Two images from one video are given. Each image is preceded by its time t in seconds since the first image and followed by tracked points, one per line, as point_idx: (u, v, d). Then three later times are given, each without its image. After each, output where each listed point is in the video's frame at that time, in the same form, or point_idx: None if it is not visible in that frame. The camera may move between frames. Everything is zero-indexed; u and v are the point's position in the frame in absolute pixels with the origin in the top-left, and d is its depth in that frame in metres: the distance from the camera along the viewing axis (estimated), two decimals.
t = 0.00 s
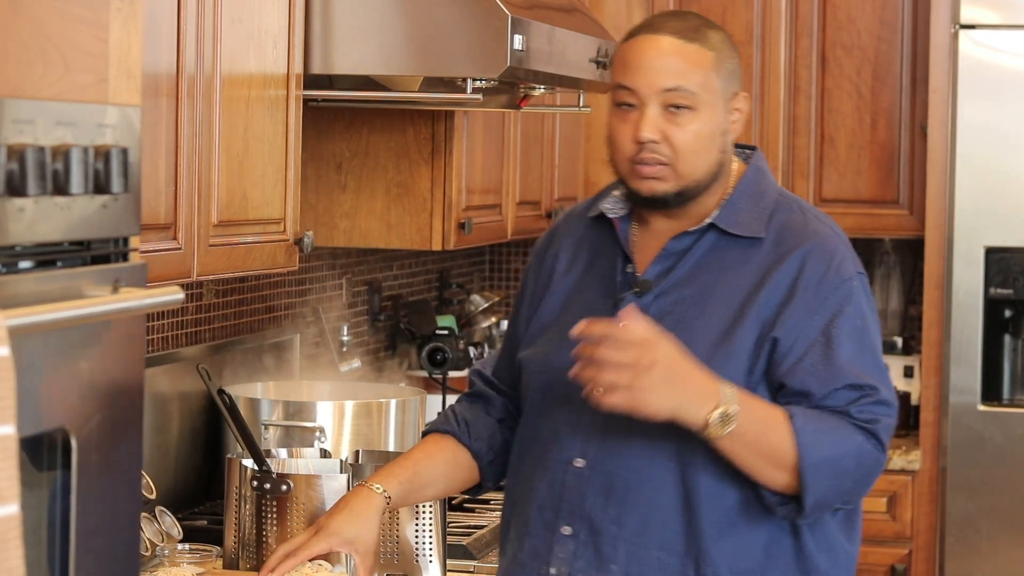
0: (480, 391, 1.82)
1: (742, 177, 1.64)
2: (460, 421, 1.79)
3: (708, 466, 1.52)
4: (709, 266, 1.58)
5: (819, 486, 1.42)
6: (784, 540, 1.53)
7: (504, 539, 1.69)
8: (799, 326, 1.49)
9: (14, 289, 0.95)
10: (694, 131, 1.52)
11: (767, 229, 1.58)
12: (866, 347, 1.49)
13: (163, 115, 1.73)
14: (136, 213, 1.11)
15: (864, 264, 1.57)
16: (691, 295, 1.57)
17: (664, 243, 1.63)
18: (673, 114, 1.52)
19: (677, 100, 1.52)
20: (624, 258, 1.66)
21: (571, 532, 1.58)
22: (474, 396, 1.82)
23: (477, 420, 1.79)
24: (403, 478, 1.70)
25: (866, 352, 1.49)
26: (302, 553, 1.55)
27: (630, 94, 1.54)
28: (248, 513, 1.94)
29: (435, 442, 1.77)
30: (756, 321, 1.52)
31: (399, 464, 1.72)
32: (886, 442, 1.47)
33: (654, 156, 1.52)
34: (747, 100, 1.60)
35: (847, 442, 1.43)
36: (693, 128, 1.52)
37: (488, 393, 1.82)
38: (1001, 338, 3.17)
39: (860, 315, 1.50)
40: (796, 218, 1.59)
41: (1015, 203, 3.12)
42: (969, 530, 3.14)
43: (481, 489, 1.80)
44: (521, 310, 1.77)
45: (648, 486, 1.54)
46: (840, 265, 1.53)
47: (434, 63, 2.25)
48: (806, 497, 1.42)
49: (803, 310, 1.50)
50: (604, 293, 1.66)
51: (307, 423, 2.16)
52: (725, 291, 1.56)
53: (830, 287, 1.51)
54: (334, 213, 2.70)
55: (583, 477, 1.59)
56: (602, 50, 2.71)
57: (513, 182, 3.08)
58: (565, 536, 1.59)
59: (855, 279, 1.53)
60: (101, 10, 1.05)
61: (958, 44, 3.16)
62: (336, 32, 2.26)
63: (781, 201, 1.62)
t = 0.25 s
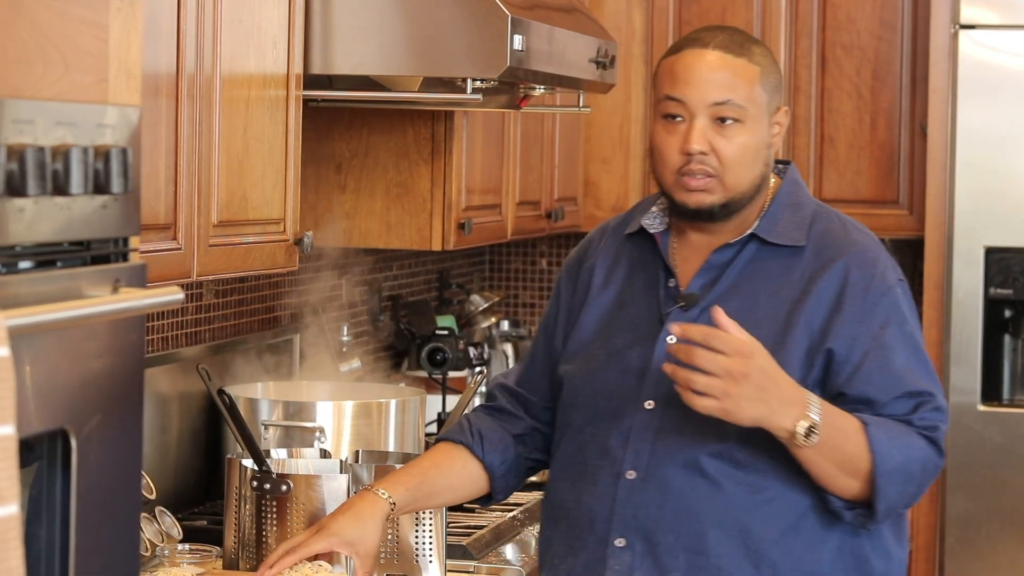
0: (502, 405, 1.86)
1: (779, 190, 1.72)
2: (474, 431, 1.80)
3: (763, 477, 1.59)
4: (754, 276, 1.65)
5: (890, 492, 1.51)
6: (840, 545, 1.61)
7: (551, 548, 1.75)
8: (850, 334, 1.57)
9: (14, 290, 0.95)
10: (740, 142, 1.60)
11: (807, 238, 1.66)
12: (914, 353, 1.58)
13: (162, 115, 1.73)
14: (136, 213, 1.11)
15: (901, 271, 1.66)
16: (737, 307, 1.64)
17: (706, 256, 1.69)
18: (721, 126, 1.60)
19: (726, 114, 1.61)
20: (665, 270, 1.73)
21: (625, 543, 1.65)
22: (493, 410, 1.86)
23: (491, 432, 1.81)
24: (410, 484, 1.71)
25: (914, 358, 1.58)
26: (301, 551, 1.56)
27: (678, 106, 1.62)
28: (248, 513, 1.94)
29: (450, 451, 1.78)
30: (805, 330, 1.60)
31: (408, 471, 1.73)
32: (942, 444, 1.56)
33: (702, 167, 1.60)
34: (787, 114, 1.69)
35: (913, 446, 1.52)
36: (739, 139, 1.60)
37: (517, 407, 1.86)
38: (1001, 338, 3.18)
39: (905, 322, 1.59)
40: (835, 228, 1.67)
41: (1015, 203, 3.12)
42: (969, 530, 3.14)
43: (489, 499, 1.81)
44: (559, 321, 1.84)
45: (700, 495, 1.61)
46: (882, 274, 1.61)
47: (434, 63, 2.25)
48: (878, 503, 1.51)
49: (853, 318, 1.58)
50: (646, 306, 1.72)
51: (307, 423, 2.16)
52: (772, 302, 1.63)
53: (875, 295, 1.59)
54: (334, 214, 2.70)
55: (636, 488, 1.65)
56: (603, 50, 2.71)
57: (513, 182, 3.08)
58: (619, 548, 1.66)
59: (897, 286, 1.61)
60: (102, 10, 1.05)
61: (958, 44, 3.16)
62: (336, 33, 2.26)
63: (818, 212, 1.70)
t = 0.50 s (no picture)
0: (506, 399, 1.87)
1: (800, 185, 1.76)
2: (480, 427, 1.81)
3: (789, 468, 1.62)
4: (779, 270, 1.68)
5: (920, 487, 1.55)
6: (871, 540, 1.64)
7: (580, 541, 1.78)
8: (879, 329, 1.60)
9: (14, 290, 0.95)
10: (761, 132, 1.61)
11: (830, 233, 1.69)
12: (938, 349, 1.63)
13: (162, 115, 1.73)
14: (136, 213, 1.11)
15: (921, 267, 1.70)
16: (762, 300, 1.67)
17: (727, 248, 1.72)
18: (742, 115, 1.62)
19: (747, 102, 1.62)
20: (684, 261, 1.75)
21: (652, 536, 1.68)
22: (499, 405, 1.86)
23: (497, 428, 1.82)
24: (413, 483, 1.71)
25: (936, 354, 1.62)
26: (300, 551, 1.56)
27: (699, 95, 1.64)
28: (248, 513, 1.94)
29: (456, 448, 1.80)
30: (833, 324, 1.63)
31: (412, 470, 1.73)
32: (965, 437, 1.61)
33: (724, 156, 1.61)
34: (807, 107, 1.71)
35: (943, 439, 1.56)
36: (761, 128, 1.62)
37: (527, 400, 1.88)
38: (1001, 338, 3.18)
39: (929, 317, 1.63)
40: (855, 224, 1.70)
41: (1015, 203, 3.12)
42: (969, 530, 3.14)
43: (496, 493, 1.82)
44: (568, 314, 1.86)
45: (727, 486, 1.64)
46: (905, 269, 1.65)
47: (434, 63, 2.25)
48: (908, 497, 1.55)
49: (882, 313, 1.61)
50: (666, 297, 1.74)
51: (307, 423, 2.16)
52: (796, 295, 1.66)
53: (900, 290, 1.62)
54: (334, 213, 2.70)
55: (662, 480, 1.68)
56: (603, 50, 2.71)
57: (513, 182, 3.08)
58: (646, 540, 1.69)
59: (919, 282, 1.65)
60: (102, 10, 1.05)
61: (959, 44, 3.16)
62: (336, 32, 2.26)
63: (838, 208, 1.73)
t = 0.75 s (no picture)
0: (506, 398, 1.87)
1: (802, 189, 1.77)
2: (479, 428, 1.81)
3: (807, 479, 1.65)
4: (786, 277, 1.69)
5: (933, 490, 1.58)
6: (885, 540, 1.67)
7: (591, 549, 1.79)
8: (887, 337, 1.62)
9: (15, 289, 0.95)
10: (771, 133, 1.65)
11: (835, 238, 1.71)
12: (943, 352, 1.65)
13: (163, 115, 1.73)
14: (136, 213, 1.11)
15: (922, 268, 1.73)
16: (770, 308, 1.68)
17: (734, 255, 1.73)
18: (753, 116, 1.66)
19: (758, 104, 1.66)
20: (689, 266, 1.76)
21: (671, 547, 1.69)
22: (498, 404, 1.86)
23: (496, 428, 1.82)
24: (412, 483, 1.71)
25: (941, 358, 1.65)
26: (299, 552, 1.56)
27: (712, 95, 1.67)
28: (249, 513, 1.94)
29: (456, 447, 1.80)
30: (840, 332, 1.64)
31: (410, 468, 1.73)
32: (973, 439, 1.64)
33: (734, 156, 1.65)
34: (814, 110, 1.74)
35: (954, 442, 1.59)
36: (771, 130, 1.65)
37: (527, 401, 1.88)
38: (1001, 338, 3.18)
39: (934, 320, 1.65)
40: (858, 227, 1.72)
41: (1016, 203, 3.12)
42: (969, 530, 3.14)
43: (495, 491, 1.82)
44: (569, 316, 1.86)
45: (745, 496, 1.66)
46: (910, 274, 1.67)
47: (434, 63, 2.25)
48: (924, 501, 1.58)
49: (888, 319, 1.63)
50: (672, 302, 1.75)
51: (307, 423, 2.16)
52: (805, 303, 1.67)
53: (906, 296, 1.64)
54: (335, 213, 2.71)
55: (679, 491, 1.69)
56: (603, 50, 2.71)
57: (513, 182, 3.08)
58: (666, 553, 1.69)
59: (923, 286, 1.67)
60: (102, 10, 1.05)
61: (959, 44, 3.16)
62: (336, 32, 2.26)
63: (841, 211, 1.75)
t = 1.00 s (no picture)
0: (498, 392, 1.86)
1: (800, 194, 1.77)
2: (473, 422, 1.81)
3: (790, 482, 1.65)
4: (776, 282, 1.70)
5: (950, 489, 1.58)
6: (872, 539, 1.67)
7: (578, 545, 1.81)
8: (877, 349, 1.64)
9: (15, 289, 0.95)
10: (792, 151, 1.66)
11: (829, 246, 1.71)
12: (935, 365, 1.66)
13: (162, 115, 1.73)
14: (136, 213, 1.11)
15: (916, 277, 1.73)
16: (759, 313, 1.68)
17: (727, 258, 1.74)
18: (779, 132, 1.66)
19: (786, 120, 1.66)
20: (682, 267, 1.76)
21: (655, 546, 1.71)
22: (492, 397, 1.85)
23: (491, 422, 1.82)
24: (408, 481, 1.72)
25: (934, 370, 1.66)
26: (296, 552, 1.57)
27: (740, 101, 1.67)
28: (249, 512, 1.94)
29: (451, 443, 1.79)
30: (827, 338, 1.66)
31: (406, 466, 1.73)
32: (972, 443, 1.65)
33: (751, 167, 1.65)
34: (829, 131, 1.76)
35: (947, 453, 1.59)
36: (792, 148, 1.66)
37: (520, 394, 1.88)
38: (1001, 338, 3.18)
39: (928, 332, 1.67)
40: (854, 237, 1.72)
41: (1016, 203, 3.12)
42: (969, 530, 3.14)
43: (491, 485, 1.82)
44: (563, 311, 1.86)
45: (727, 496, 1.66)
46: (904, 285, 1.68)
47: (434, 63, 2.25)
48: (942, 498, 1.58)
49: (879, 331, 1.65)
50: (664, 303, 1.75)
51: (307, 423, 2.16)
52: (795, 309, 1.68)
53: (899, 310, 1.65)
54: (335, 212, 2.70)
55: (663, 491, 1.70)
56: (603, 50, 2.71)
57: (513, 182, 3.08)
58: (649, 551, 1.71)
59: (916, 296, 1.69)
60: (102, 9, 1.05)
61: (959, 44, 3.16)
62: (336, 33, 2.26)
63: (837, 218, 1.75)
